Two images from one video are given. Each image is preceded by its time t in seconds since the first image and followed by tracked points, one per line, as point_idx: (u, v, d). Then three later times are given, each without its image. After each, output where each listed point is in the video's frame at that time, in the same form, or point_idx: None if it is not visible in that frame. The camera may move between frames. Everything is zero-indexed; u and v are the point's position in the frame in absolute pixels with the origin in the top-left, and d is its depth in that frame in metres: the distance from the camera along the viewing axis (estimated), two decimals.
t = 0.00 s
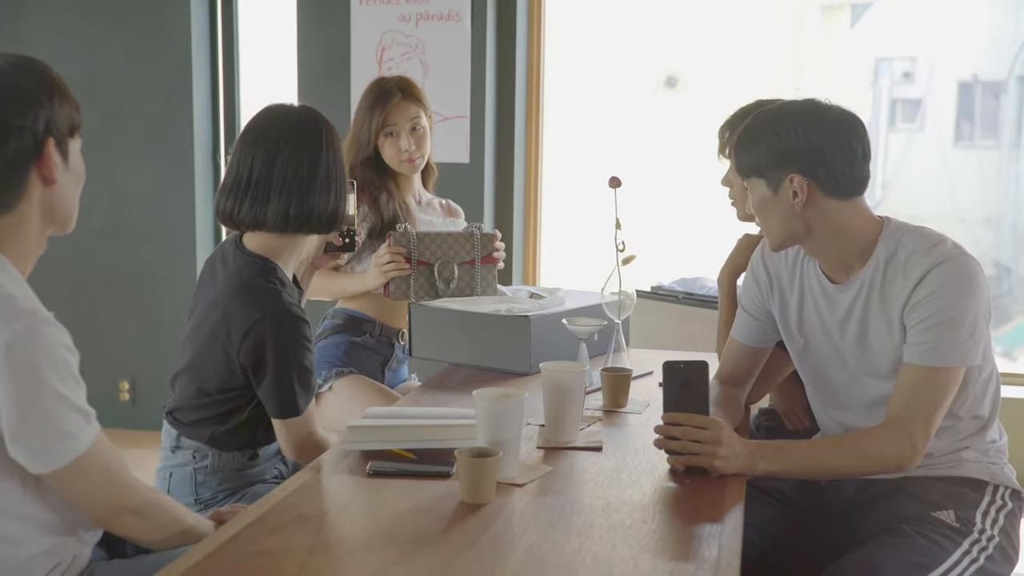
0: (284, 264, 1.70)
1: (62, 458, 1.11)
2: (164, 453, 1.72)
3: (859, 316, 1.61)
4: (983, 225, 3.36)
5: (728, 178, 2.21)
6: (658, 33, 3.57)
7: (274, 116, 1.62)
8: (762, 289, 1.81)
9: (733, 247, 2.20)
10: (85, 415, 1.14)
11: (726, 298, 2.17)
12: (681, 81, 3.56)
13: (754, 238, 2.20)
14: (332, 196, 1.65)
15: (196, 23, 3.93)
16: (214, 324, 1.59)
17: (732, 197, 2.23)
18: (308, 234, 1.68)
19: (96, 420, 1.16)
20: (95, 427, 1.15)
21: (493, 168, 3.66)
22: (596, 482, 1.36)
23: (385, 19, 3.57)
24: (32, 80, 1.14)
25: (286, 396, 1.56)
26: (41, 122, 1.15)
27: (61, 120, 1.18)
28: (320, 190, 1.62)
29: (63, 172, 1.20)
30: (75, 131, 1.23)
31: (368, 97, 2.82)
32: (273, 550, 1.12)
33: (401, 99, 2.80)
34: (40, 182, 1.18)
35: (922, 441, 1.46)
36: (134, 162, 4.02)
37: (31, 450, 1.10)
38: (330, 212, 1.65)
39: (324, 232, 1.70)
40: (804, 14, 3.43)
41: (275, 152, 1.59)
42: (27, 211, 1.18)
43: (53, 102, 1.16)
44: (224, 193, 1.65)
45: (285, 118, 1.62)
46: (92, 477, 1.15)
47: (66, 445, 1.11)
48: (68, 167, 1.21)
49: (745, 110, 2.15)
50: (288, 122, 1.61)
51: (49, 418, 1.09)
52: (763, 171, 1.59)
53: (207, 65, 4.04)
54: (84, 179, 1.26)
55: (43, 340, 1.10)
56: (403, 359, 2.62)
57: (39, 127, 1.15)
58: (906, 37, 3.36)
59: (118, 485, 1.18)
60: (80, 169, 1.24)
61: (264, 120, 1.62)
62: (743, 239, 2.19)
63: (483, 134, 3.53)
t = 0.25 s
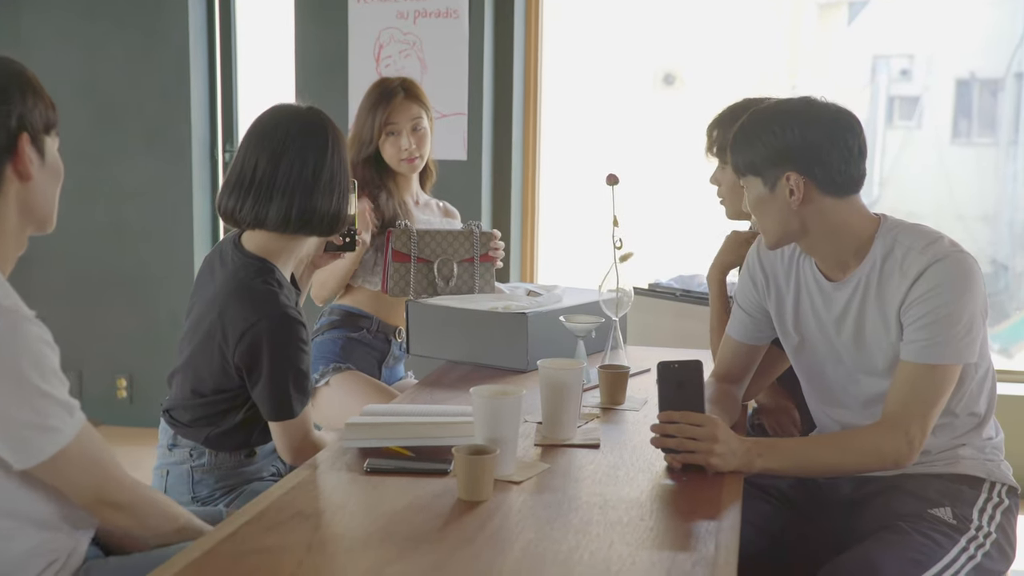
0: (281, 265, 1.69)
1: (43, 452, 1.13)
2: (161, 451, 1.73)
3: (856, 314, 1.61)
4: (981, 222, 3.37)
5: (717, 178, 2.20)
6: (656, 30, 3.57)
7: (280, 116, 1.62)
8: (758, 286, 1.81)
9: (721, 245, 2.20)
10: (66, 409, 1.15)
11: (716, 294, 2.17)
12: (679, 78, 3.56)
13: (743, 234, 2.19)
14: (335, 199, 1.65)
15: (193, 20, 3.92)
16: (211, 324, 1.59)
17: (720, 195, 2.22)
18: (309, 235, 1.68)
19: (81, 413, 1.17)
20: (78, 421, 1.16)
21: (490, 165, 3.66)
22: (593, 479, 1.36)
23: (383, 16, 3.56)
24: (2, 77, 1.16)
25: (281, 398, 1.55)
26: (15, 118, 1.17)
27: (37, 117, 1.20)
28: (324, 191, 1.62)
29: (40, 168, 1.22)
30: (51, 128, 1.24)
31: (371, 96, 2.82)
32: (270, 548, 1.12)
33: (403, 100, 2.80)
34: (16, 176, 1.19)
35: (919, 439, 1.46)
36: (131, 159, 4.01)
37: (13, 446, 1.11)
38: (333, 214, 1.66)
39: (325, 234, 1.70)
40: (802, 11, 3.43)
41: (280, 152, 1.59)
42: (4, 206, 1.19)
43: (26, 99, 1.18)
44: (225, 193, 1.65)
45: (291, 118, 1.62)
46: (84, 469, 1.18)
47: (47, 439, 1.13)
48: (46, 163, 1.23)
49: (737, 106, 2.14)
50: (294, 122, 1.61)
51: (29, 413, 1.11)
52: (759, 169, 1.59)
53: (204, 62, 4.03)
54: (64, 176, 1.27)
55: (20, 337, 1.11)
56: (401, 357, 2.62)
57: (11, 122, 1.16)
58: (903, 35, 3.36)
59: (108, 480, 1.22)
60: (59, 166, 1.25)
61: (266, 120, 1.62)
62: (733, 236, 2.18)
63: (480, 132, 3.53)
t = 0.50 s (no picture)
0: (280, 271, 1.69)
1: (27, 461, 1.13)
2: (158, 456, 1.73)
3: (851, 317, 1.61)
4: (978, 224, 3.38)
5: (701, 186, 2.17)
6: (653, 33, 3.57)
7: (280, 123, 1.63)
8: (754, 290, 1.81)
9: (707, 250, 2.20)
10: (50, 417, 1.15)
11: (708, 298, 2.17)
12: (676, 81, 3.56)
13: (733, 237, 2.19)
14: (334, 206, 1.65)
15: (191, 23, 3.92)
16: (207, 329, 1.59)
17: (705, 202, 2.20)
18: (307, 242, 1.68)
19: (66, 421, 1.17)
20: (62, 429, 1.16)
21: (488, 168, 3.66)
22: (591, 484, 1.36)
23: (380, 20, 3.57)
24: None
25: (277, 403, 1.55)
26: (5, 122, 1.17)
27: (28, 123, 1.20)
28: (323, 198, 1.63)
29: (30, 173, 1.22)
30: (43, 134, 1.24)
31: (369, 101, 2.82)
32: (267, 553, 1.12)
33: (402, 105, 2.80)
34: (6, 181, 1.19)
35: (915, 442, 1.46)
36: (128, 162, 4.01)
37: None
38: (331, 221, 1.66)
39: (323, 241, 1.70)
40: (798, 14, 3.44)
41: (280, 158, 1.60)
42: None
43: (17, 105, 1.19)
44: (224, 198, 1.65)
45: (291, 124, 1.62)
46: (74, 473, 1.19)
47: (30, 448, 1.12)
48: (37, 169, 1.23)
49: (723, 112, 2.13)
50: (295, 128, 1.61)
51: (12, 423, 1.11)
52: (753, 173, 1.60)
53: (201, 65, 4.03)
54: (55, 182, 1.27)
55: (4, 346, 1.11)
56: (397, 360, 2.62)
57: (1, 126, 1.17)
58: (899, 37, 3.37)
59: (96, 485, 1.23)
60: (50, 171, 1.25)
61: (265, 126, 1.62)
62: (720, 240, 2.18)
63: (477, 135, 3.53)
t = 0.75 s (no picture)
0: (279, 275, 1.70)
1: (38, 460, 1.13)
2: (156, 459, 1.74)
3: (849, 319, 1.62)
4: (976, 227, 3.38)
5: (691, 192, 2.17)
6: (651, 36, 3.58)
7: (281, 126, 1.63)
8: (751, 292, 1.81)
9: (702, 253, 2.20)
10: (60, 415, 1.15)
11: (704, 301, 2.17)
12: (674, 84, 3.56)
13: (726, 240, 2.19)
14: (333, 210, 1.65)
15: (189, 26, 3.93)
16: (206, 332, 1.59)
17: (695, 207, 2.19)
18: (307, 246, 1.68)
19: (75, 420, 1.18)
20: (72, 427, 1.16)
21: (486, 172, 3.67)
22: (589, 486, 1.36)
23: (377, 23, 3.57)
24: None
25: (275, 406, 1.55)
26: (3, 123, 1.17)
27: (25, 123, 1.21)
28: (323, 201, 1.63)
29: (29, 174, 1.22)
30: (39, 135, 1.25)
31: (366, 105, 2.82)
32: (265, 556, 1.12)
33: (401, 110, 2.81)
34: (8, 182, 1.19)
35: (912, 444, 1.46)
36: (126, 166, 4.01)
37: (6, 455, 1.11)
38: (331, 224, 1.66)
39: (322, 245, 1.70)
40: (796, 17, 3.45)
41: (280, 161, 1.60)
42: None
43: (14, 106, 1.19)
44: (223, 202, 1.66)
45: (292, 127, 1.62)
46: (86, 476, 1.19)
47: (39, 447, 1.13)
48: (35, 169, 1.23)
49: (711, 118, 2.12)
50: (295, 131, 1.62)
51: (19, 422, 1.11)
52: (749, 176, 1.60)
53: (199, 68, 4.04)
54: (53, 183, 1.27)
55: (9, 346, 1.11)
56: (395, 363, 2.62)
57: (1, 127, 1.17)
58: (897, 40, 3.38)
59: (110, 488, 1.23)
60: (48, 172, 1.26)
61: (265, 130, 1.62)
62: (714, 244, 2.18)
63: (475, 139, 3.54)
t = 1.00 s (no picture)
0: (277, 276, 1.69)
1: (25, 457, 1.13)
2: (154, 460, 1.74)
3: (847, 318, 1.62)
4: (974, 226, 3.39)
5: (688, 192, 2.17)
6: (648, 36, 3.58)
7: (281, 127, 1.63)
8: (749, 292, 1.81)
9: (703, 253, 2.20)
10: (47, 414, 1.16)
11: (703, 301, 2.17)
12: (671, 84, 3.57)
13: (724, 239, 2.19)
14: (332, 210, 1.65)
15: (186, 28, 3.93)
16: (204, 333, 1.58)
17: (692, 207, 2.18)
18: (305, 247, 1.68)
19: (61, 419, 1.18)
20: (59, 427, 1.17)
21: (484, 172, 3.66)
22: (587, 486, 1.36)
23: (375, 24, 3.57)
24: None
25: (273, 407, 1.55)
26: None
27: (16, 128, 1.20)
28: (322, 202, 1.63)
29: (18, 179, 1.22)
30: (30, 141, 1.25)
31: (362, 105, 2.82)
32: (264, 556, 1.12)
33: (397, 109, 2.81)
34: None
35: (910, 443, 1.46)
36: (123, 168, 4.01)
37: None
38: (329, 226, 1.66)
39: (321, 246, 1.70)
40: (793, 17, 3.45)
41: (280, 162, 1.60)
42: None
43: (9, 109, 1.19)
44: (222, 202, 1.66)
45: (291, 128, 1.62)
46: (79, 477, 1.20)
47: (27, 445, 1.13)
48: (23, 174, 1.23)
49: (710, 117, 2.11)
50: (295, 132, 1.62)
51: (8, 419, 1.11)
52: (748, 175, 1.60)
53: (196, 70, 4.03)
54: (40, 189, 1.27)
55: None
56: (393, 363, 2.62)
57: None
58: (894, 40, 3.38)
59: (103, 488, 1.23)
60: (36, 178, 1.26)
61: (263, 131, 1.62)
62: (712, 244, 2.18)
63: (473, 139, 3.54)
